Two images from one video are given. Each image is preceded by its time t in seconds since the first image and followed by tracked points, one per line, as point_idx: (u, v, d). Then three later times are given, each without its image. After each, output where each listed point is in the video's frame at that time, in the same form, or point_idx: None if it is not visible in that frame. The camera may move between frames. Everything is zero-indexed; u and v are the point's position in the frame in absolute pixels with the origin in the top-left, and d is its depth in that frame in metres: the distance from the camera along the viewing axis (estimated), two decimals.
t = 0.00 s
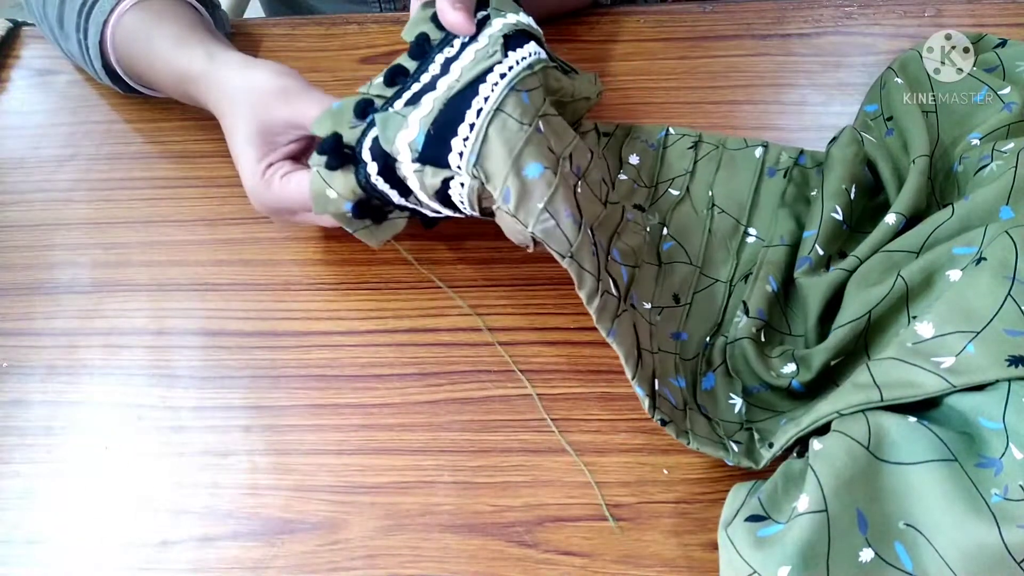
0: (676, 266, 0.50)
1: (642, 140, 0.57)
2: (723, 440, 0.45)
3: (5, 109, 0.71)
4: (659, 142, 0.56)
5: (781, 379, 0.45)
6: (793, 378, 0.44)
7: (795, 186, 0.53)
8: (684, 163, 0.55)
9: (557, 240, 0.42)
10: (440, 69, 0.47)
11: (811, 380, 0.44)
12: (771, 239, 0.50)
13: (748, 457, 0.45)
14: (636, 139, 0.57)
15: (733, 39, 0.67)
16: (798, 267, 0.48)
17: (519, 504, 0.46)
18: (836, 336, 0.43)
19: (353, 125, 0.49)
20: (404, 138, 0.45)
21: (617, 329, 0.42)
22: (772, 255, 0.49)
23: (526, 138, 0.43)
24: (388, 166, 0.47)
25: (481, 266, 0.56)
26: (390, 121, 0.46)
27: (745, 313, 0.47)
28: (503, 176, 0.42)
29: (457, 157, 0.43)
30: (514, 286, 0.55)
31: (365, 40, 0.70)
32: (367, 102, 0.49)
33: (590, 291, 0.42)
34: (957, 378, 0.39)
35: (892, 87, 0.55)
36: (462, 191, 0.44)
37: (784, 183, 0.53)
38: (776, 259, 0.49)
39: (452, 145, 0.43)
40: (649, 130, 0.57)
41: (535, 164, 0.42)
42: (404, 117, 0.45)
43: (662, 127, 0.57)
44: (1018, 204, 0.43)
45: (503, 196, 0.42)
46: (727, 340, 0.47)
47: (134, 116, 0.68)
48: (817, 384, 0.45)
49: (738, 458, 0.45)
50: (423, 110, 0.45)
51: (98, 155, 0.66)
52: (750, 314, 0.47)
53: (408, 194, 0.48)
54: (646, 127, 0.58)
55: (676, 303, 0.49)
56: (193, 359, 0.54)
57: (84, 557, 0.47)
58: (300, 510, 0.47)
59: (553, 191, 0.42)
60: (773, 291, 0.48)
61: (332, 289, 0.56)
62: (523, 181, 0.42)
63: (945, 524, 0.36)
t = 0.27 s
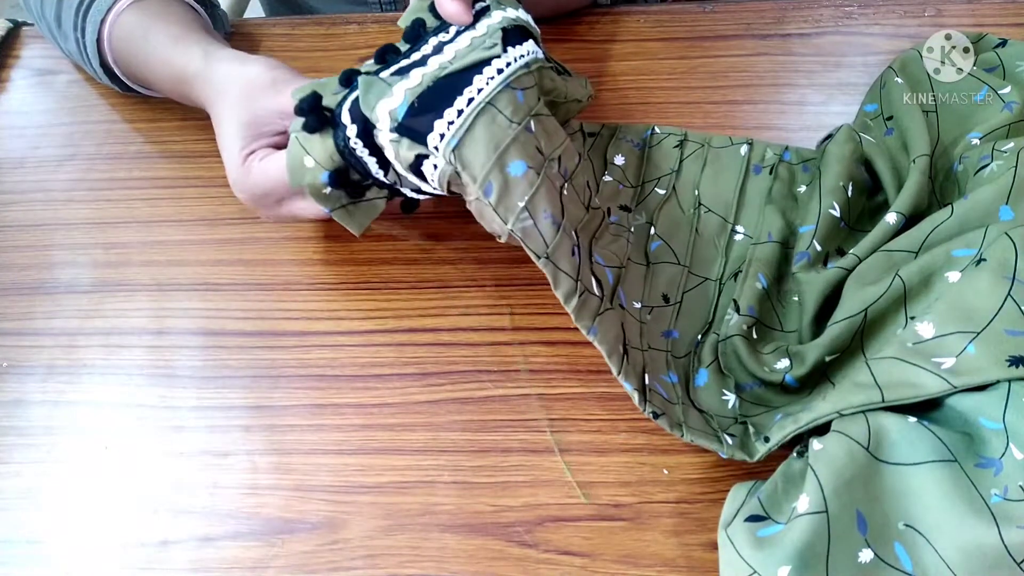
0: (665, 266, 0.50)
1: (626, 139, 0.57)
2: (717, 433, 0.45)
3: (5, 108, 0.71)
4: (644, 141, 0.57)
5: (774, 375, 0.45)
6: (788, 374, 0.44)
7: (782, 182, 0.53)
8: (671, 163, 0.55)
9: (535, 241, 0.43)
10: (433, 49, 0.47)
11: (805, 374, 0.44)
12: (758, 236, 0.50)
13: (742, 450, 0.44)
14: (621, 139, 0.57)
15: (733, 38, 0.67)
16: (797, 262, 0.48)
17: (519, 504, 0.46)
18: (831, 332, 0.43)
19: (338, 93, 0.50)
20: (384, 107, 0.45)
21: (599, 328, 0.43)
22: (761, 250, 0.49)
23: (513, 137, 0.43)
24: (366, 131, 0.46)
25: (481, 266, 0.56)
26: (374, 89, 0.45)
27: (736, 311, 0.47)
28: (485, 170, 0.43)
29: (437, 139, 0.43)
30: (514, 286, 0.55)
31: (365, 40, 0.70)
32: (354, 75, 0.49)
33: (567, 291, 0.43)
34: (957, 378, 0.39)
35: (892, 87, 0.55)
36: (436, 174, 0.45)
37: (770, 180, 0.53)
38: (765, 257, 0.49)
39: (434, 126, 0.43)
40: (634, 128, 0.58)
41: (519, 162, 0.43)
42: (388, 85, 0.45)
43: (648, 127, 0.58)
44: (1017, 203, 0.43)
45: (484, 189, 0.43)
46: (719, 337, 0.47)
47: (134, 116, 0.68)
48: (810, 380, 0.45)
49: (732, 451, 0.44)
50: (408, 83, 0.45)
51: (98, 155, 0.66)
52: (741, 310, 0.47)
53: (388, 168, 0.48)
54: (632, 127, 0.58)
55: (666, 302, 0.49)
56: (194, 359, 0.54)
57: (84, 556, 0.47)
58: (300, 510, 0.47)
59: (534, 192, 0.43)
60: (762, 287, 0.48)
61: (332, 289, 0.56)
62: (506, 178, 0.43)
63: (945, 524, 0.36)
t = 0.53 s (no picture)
0: (659, 267, 0.50)
1: (619, 138, 0.57)
2: (713, 432, 0.45)
3: (5, 108, 0.71)
4: (637, 141, 0.57)
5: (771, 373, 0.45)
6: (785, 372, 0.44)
7: (775, 182, 0.53)
8: (664, 162, 0.55)
9: (538, 240, 0.43)
10: (433, 50, 0.47)
11: (802, 373, 0.44)
12: (751, 234, 0.50)
13: (739, 448, 0.44)
14: (614, 138, 0.57)
15: (733, 38, 0.67)
16: (797, 260, 0.48)
17: (519, 504, 0.46)
18: (828, 331, 0.43)
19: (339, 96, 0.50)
20: (387, 107, 0.45)
21: (597, 327, 0.43)
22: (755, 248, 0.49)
23: (515, 136, 0.43)
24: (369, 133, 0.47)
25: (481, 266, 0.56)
26: (374, 89, 0.45)
27: (731, 310, 0.47)
28: (487, 170, 0.43)
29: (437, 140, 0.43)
30: (514, 286, 0.55)
31: (365, 40, 0.70)
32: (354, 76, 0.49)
33: (568, 291, 0.43)
34: (957, 378, 0.39)
35: (892, 87, 0.55)
36: (438, 173, 0.45)
37: (763, 178, 0.53)
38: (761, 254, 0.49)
39: (438, 125, 0.43)
40: (627, 128, 0.58)
41: (521, 162, 0.43)
42: (389, 86, 0.45)
43: (641, 126, 0.58)
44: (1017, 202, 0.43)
45: (486, 188, 0.43)
46: (714, 336, 0.47)
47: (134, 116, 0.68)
48: (807, 377, 0.45)
49: (729, 448, 0.44)
50: (409, 83, 0.45)
51: (98, 155, 0.66)
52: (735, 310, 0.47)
53: (391, 167, 0.48)
54: (625, 126, 0.58)
55: (659, 303, 0.49)
56: (194, 359, 0.54)
57: (84, 556, 0.47)
58: (300, 510, 0.47)
59: (536, 191, 0.43)
60: (756, 287, 0.47)
61: (332, 289, 0.56)
62: (508, 178, 0.43)
63: (944, 524, 0.36)
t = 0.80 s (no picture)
0: (659, 266, 0.50)
1: (619, 139, 0.57)
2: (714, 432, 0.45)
3: (5, 108, 0.71)
4: (637, 140, 0.57)
5: (772, 373, 0.45)
6: (785, 372, 0.44)
7: (775, 182, 0.53)
8: (665, 162, 0.55)
9: (544, 233, 0.43)
10: (432, 47, 0.46)
11: (803, 373, 0.44)
12: (751, 234, 0.50)
13: (740, 448, 0.44)
14: (614, 139, 0.57)
15: (733, 38, 0.67)
16: (797, 260, 0.48)
17: (519, 505, 0.46)
18: (829, 330, 0.43)
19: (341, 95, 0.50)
20: (388, 107, 0.45)
21: (604, 321, 0.43)
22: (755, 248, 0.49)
23: (518, 130, 0.43)
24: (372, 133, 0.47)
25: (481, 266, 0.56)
26: (376, 91, 0.46)
27: (731, 310, 0.47)
28: (492, 164, 0.43)
29: (441, 136, 0.43)
30: (515, 286, 0.55)
31: (365, 40, 0.70)
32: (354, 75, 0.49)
33: (576, 285, 0.43)
34: (957, 378, 0.39)
35: (892, 87, 0.55)
36: (443, 170, 0.44)
37: (763, 178, 0.53)
38: (762, 253, 0.49)
39: (439, 122, 0.43)
40: (627, 127, 0.58)
41: (525, 155, 0.43)
42: (390, 86, 0.45)
43: (640, 126, 0.58)
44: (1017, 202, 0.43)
45: (492, 182, 0.43)
46: (715, 336, 0.47)
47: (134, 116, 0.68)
48: (808, 377, 0.45)
49: (731, 449, 0.44)
50: (410, 82, 0.45)
51: (98, 155, 0.66)
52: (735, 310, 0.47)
53: (391, 166, 0.48)
54: (625, 125, 0.58)
55: (659, 303, 0.49)
56: (194, 359, 0.54)
57: (84, 556, 0.47)
58: (300, 510, 0.47)
59: (541, 184, 0.43)
60: (756, 286, 0.47)
61: (332, 289, 0.56)
62: (513, 171, 0.43)
63: (944, 524, 0.36)
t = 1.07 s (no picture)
0: (654, 265, 0.50)
1: (613, 138, 0.57)
2: (712, 427, 0.45)
3: (5, 108, 0.71)
4: (630, 140, 0.57)
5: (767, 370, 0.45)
6: (780, 368, 0.45)
7: (768, 180, 0.53)
8: (660, 162, 0.56)
9: (533, 231, 0.43)
10: (427, 40, 0.46)
11: (799, 370, 0.44)
12: (745, 232, 0.51)
13: (737, 444, 0.44)
14: (608, 138, 0.57)
15: (733, 38, 0.67)
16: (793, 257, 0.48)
17: (519, 505, 0.46)
18: (826, 328, 0.43)
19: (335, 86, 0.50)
20: (381, 96, 0.45)
21: (596, 318, 0.43)
22: (750, 246, 0.49)
23: (510, 127, 0.43)
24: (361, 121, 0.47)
25: (482, 266, 0.56)
26: (369, 80, 0.46)
27: (726, 308, 0.47)
28: (482, 160, 0.43)
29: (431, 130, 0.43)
30: (515, 286, 0.55)
31: (365, 40, 0.70)
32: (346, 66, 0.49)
33: (566, 282, 0.43)
34: (957, 378, 0.39)
35: (892, 87, 0.55)
36: (432, 164, 0.45)
37: (755, 176, 0.54)
38: (755, 252, 0.49)
39: (431, 115, 0.43)
40: (620, 127, 0.58)
41: (516, 152, 0.43)
42: (384, 76, 0.45)
43: (633, 125, 0.58)
44: (1017, 202, 0.43)
45: (482, 178, 0.43)
46: (711, 334, 0.47)
47: (134, 116, 0.68)
48: (804, 374, 0.45)
49: (727, 444, 0.44)
50: (403, 72, 0.45)
51: (98, 154, 0.66)
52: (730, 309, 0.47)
53: (379, 158, 0.48)
54: (617, 125, 0.58)
55: (654, 301, 0.49)
56: (194, 359, 0.54)
57: (84, 556, 0.47)
58: (300, 510, 0.47)
59: (531, 181, 0.43)
60: (751, 284, 0.48)
61: (332, 289, 0.56)
62: (503, 168, 0.43)
63: (944, 524, 0.36)
